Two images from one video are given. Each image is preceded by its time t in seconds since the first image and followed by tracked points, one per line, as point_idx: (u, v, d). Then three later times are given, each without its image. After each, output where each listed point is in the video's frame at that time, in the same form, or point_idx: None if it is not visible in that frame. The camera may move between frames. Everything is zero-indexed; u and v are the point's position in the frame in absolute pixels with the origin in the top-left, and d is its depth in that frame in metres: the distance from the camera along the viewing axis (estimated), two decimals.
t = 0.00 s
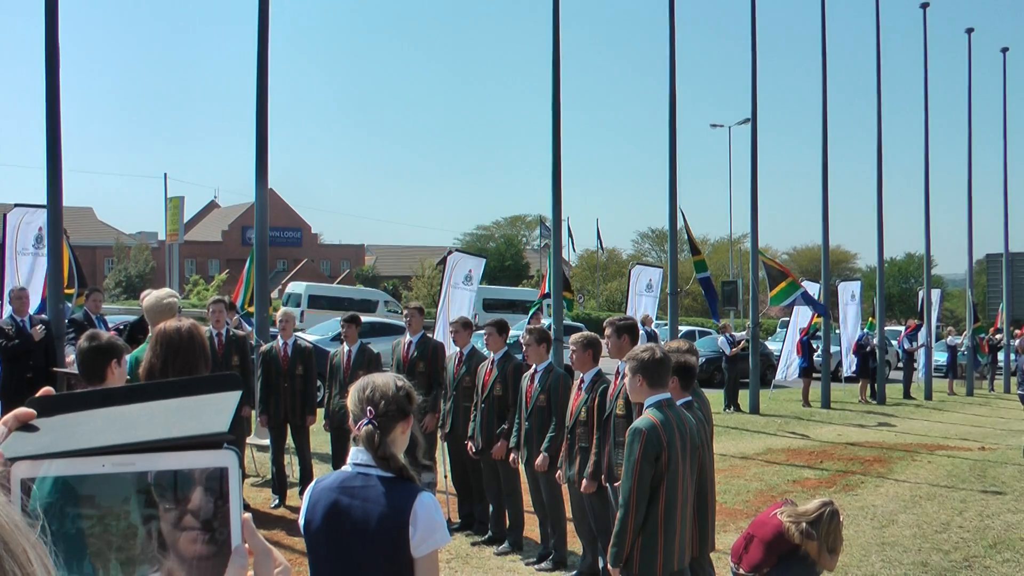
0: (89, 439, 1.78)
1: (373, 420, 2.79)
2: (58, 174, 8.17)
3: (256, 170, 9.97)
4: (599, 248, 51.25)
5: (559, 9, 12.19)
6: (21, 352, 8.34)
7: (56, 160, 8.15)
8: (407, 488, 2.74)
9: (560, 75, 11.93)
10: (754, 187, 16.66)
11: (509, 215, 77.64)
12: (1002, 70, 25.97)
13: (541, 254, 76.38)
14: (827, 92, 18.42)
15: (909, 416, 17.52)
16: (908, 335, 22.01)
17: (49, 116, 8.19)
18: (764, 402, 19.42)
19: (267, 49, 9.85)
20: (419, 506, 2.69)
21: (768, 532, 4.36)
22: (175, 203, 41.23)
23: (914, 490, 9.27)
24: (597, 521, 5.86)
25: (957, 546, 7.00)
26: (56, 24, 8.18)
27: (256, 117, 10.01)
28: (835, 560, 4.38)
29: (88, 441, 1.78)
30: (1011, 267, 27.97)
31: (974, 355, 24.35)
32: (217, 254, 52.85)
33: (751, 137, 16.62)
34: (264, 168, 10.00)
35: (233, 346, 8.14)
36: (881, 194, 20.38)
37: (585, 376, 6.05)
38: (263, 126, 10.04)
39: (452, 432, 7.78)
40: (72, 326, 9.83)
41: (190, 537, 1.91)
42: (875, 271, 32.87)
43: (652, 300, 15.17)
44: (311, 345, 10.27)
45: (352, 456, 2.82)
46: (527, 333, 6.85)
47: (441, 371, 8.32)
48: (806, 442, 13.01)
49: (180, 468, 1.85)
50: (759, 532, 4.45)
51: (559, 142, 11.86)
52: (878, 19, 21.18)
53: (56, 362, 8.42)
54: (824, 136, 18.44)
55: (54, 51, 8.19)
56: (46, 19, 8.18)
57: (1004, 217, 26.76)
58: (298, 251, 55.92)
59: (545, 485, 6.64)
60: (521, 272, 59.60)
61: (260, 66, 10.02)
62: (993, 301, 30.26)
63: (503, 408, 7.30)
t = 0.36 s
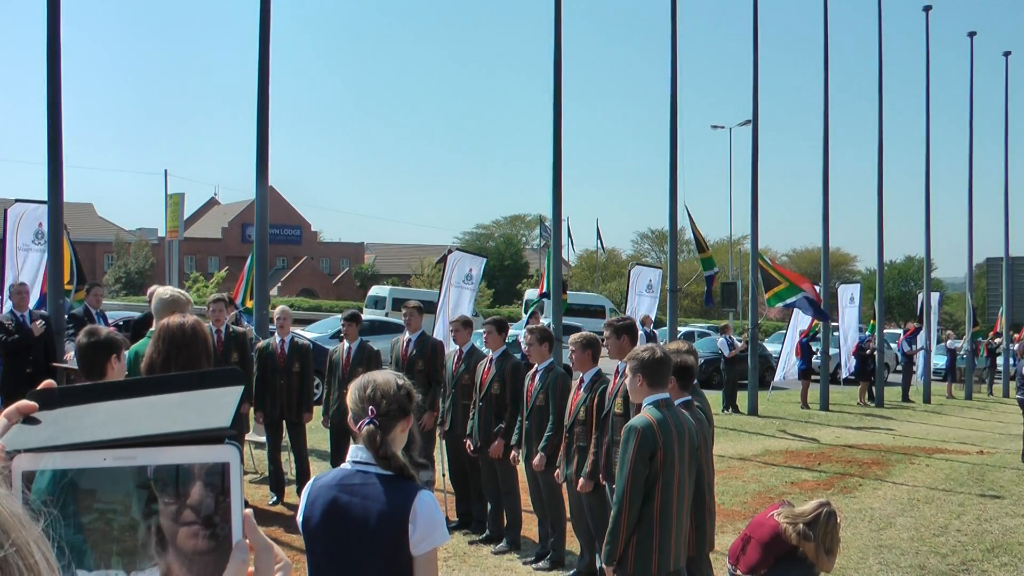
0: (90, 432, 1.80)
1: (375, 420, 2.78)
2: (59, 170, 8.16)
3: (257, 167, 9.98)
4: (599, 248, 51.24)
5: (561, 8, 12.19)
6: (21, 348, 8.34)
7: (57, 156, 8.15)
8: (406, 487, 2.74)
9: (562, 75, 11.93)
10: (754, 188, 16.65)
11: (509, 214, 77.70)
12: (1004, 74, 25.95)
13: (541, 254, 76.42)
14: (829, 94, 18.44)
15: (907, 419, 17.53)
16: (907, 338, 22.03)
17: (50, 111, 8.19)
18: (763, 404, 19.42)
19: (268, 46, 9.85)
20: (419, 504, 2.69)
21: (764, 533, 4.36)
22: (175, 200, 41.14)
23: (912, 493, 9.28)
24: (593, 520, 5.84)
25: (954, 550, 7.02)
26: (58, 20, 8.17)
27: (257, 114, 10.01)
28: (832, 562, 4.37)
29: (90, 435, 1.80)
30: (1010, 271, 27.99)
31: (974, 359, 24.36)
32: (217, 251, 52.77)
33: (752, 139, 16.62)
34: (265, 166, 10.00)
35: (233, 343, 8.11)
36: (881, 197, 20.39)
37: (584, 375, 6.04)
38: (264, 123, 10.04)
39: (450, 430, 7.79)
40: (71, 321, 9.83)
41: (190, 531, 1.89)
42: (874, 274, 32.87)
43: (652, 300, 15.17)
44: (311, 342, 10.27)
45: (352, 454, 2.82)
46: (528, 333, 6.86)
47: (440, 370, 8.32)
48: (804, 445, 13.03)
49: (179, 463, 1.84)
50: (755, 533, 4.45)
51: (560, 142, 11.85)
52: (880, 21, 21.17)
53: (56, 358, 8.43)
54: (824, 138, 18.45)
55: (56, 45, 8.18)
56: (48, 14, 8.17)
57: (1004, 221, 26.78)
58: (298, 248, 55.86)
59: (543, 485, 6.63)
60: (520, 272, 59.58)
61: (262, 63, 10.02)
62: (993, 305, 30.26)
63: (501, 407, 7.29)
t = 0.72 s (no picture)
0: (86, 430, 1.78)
1: (378, 420, 2.79)
2: (58, 171, 8.16)
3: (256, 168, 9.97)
4: (598, 247, 51.23)
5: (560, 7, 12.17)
6: (21, 348, 8.34)
7: (55, 155, 8.14)
8: (407, 487, 2.74)
9: (561, 74, 11.93)
10: (753, 186, 16.65)
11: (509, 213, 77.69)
12: (1003, 71, 25.92)
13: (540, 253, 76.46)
14: (828, 92, 18.44)
15: (907, 417, 17.54)
16: (906, 336, 22.04)
17: (49, 111, 8.18)
18: (762, 402, 19.42)
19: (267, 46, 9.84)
20: (421, 504, 2.68)
21: (763, 531, 4.36)
22: (174, 200, 41.11)
23: (912, 491, 9.29)
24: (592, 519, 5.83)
25: (954, 548, 7.02)
26: (56, 20, 8.17)
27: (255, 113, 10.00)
28: (832, 558, 4.39)
29: (86, 434, 1.78)
30: (1009, 269, 28.00)
31: (973, 357, 24.36)
32: (216, 251, 52.75)
33: (751, 137, 16.62)
34: (264, 165, 9.99)
35: (233, 343, 8.08)
36: (881, 195, 20.38)
37: (584, 374, 6.05)
38: (263, 123, 10.03)
39: (450, 430, 7.78)
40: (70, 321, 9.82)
41: (188, 531, 1.88)
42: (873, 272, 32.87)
43: (651, 299, 15.17)
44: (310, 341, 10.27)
45: (353, 454, 2.82)
46: (528, 332, 6.86)
47: (439, 369, 8.32)
48: (803, 443, 13.03)
49: (178, 462, 1.85)
50: (754, 531, 4.44)
51: (559, 141, 11.85)
52: (879, 19, 21.17)
53: (55, 359, 8.43)
54: (824, 137, 18.45)
55: (55, 46, 8.18)
56: (47, 15, 8.17)
57: (1004, 218, 26.78)
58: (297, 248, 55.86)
59: (543, 484, 6.63)
60: (520, 271, 59.57)
61: (261, 63, 10.02)
62: (992, 303, 30.27)
63: (498, 406, 7.29)
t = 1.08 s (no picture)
0: (88, 427, 1.81)
1: (384, 419, 2.80)
2: (59, 170, 8.16)
3: (255, 166, 9.97)
4: (598, 247, 51.23)
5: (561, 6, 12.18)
6: (20, 346, 8.33)
7: (56, 154, 8.14)
8: (409, 486, 2.74)
9: (561, 74, 11.93)
10: (753, 185, 16.65)
11: (508, 212, 77.67)
12: (1004, 71, 25.88)
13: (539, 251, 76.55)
14: (827, 91, 18.44)
15: (906, 417, 17.54)
16: (906, 335, 22.05)
17: (49, 109, 8.18)
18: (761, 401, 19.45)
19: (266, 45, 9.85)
20: (423, 503, 2.68)
21: (762, 530, 4.36)
22: (174, 199, 41.08)
23: (911, 490, 9.29)
24: (592, 517, 5.82)
25: (954, 547, 7.03)
26: (56, 18, 8.16)
27: (256, 111, 10.00)
28: (831, 556, 4.39)
29: (86, 430, 1.81)
30: (1009, 268, 28.01)
31: (973, 356, 24.39)
32: (216, 250, 52.75)
33: (751, 136, 16.63)
34: (264, 164, 9.99)
35: (234, 341, 8.11)
36: (880, 194, 20.39)
37: (584, 373, 6.05)
38: (262, 121, 10.03)
39: (449, 428, 7.78)
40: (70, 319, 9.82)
41: (187, 528, 1.88)
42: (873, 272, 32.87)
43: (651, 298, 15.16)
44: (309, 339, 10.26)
45: (354, 452, 2.82)
46: (528, 331, 6.87)
47: (438, 368, 8.32)
48: (803, 442, 13.03)
49: (177, 459, 1.85)
50: (752, 530, 4.44)
51: (559, 140, 11.85)
52: (879, 19, 21.16)
53: (55, 357, 8.43)
54: (824, 137, 18.44)
55: (55, 44, 8.17)
56: (46, 13, 8.16)
57: (1004, 218, 26.80)
58: (296, 247, 55.87)
59: (543, 483, 6.63)
60: (519, 270, 59.53)
61: (261, 62, 10.01)
62: (991, 302, 30.25)
63: (497, 405, 7.29)
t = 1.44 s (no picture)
0: (85, 427, 1.80)
1: (388, 419, 2.79)
2: (58, 170, 8.15)
3: (253, 166, 9.96)
4: (597, 245, 51.26)
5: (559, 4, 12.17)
6: (20, 347, 8.33)
7: (55, 155, 8.13)
8: (410, 485, 2.73)
9: (560, 72, 11.92)
10: (751, 183, 16.64)
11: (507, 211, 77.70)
12: (1002, 68, 25.91)
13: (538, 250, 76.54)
14: (826, 89, 18.44)
15: (906, 414, 17.55)
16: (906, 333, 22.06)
17: (48, 109, 8.17)
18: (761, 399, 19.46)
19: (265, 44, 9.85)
20: (424, 502, 2.68)
21: (762, 528, 4.35)
22: (172, 199, 41.05)
23: (911, 488, 9.30)
24: (592, 515, 5.83)
25: (954, 545, 7.03)
26: (54, 18, 8.15)
27: (255, 111, 10.00)
28: (831, 555, 4.40)
29: (81, 431, 1.79)
30: (1008, 265, 28.01)
31: (973, 353, 24.41)
32: (215, 250, 52.80)
33: (750, 134, 16.62)
34: (263, 164, 9.98)
35: (235, 342, 8.12)
36: (880, 192, 20.39)
37: (585, 372, 6.06)
38: (262, 121, 10.02)
39: (449, 428, 7.78)
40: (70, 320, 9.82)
41: (186, 529, 1.86)
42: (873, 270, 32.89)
43: (650, 296, 15.16)
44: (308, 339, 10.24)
45: (355, 451, 2.81)
46: (528, 330, 6.86)
47: (438, 368, 8.33)
48: (802, 440, 13.05)
49: (176, 460, 1.83)
50: (752, 529, 4.43)
51: (558, 139, 11.84)
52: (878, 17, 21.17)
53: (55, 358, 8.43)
54: (823, 135, 18.44)
55: (53, 44, 8.17)
56: (44, 14, 8.15)
57: (1004, 216, 26.81)
58: (295, 246, 55.90)
59: (544, 482, 6.62)
60: (519, 269, 59.53)
61: (260, 61, 10.01)
62: (991, 300, 30.25)
63: (497, 404, 7.29)
